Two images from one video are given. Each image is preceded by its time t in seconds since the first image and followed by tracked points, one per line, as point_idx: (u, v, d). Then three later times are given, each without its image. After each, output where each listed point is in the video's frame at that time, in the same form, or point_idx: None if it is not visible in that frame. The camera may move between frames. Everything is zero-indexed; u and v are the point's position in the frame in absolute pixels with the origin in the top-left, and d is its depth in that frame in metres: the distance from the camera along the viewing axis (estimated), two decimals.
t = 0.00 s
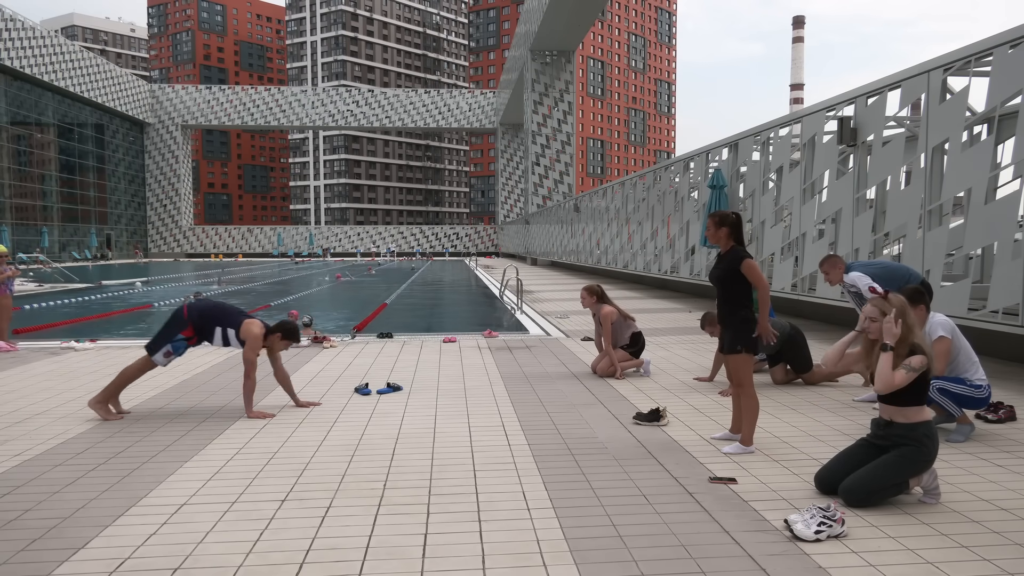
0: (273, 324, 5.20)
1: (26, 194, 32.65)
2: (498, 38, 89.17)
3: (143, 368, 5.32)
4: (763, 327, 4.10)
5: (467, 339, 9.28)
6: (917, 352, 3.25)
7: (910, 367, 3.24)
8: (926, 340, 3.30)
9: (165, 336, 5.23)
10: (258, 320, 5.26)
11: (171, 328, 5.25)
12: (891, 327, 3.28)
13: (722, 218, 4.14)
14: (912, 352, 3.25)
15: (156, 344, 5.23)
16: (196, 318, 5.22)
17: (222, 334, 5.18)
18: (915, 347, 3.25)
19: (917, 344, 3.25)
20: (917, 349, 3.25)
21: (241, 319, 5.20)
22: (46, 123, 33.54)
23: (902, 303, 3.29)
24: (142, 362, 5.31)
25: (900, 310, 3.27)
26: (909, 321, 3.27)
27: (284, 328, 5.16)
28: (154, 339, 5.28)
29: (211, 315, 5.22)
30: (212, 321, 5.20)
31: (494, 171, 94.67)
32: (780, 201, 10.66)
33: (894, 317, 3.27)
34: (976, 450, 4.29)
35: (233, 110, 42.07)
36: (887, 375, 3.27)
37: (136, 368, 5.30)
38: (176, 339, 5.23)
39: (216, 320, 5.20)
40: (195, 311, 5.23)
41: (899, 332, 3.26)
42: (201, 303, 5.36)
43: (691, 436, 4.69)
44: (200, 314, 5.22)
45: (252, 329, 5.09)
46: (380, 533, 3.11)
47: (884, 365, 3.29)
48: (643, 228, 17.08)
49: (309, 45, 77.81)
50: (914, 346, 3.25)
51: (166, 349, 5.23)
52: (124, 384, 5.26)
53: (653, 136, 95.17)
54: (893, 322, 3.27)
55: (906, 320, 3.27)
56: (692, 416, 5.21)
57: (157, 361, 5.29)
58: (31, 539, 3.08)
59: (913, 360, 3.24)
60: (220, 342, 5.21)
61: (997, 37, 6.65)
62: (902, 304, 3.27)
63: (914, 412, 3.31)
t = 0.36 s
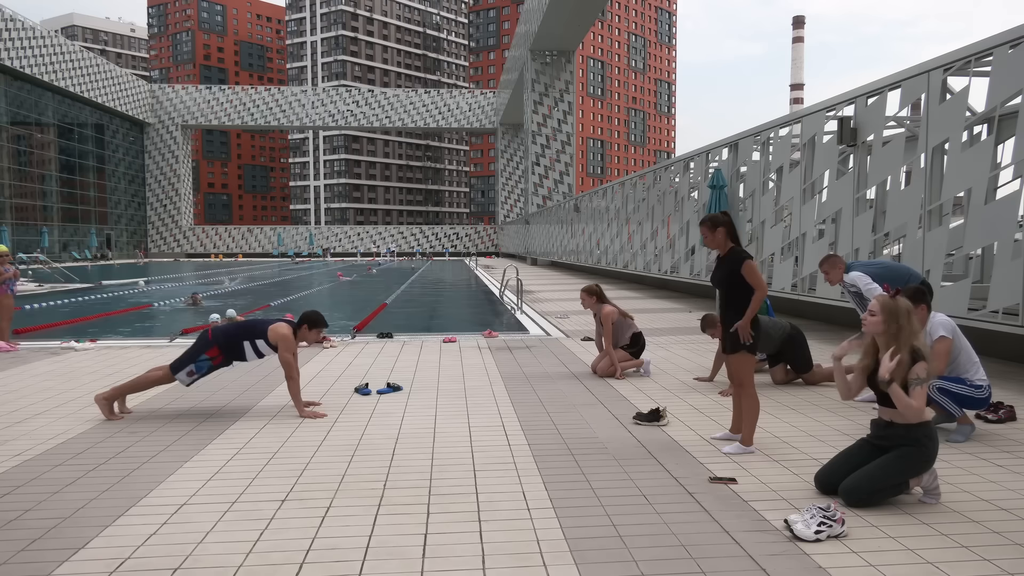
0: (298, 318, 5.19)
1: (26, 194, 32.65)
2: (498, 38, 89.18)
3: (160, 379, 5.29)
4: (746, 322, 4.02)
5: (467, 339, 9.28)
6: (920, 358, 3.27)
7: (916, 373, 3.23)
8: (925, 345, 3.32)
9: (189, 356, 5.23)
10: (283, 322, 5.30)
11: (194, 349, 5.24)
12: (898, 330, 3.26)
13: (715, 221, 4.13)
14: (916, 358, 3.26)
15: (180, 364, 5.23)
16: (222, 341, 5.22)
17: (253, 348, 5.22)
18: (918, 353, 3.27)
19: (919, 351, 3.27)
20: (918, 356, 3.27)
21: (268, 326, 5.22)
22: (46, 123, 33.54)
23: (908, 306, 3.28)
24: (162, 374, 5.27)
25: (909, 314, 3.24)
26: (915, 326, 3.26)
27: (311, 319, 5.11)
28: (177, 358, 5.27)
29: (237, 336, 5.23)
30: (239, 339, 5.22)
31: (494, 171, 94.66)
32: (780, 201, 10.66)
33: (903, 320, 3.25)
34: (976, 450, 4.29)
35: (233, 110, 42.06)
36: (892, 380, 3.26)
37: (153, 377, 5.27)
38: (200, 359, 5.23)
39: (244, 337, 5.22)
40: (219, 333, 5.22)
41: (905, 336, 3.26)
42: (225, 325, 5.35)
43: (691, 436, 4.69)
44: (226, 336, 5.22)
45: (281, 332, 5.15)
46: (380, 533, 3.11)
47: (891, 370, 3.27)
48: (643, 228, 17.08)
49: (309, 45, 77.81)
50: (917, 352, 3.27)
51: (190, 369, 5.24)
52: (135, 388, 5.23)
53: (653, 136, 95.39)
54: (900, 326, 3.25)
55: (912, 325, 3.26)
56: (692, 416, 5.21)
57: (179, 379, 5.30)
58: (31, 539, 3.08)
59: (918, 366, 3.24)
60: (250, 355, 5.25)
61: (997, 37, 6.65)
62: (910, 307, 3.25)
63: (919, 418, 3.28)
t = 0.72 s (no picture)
0: (300, 314, 5.20)
1: (26, 194, 32.66)
2: (498, 38, 89.17)
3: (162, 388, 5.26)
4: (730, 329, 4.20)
5: (468, 339, 9.28)
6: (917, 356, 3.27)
7: (914, 373, 3.23)
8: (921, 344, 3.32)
9: (196, 371, 5.21)
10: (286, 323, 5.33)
11: (201, 364, 5.23)
12: (890, 331, 3.27)
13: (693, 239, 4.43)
14: (911, 358, 3.25)
15: (186, 377, 5.22)
16: (230, 356, 5.21)
17: (260, 355, 5.24)
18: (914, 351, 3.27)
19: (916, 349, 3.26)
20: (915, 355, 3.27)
21: (273, 328, 5.25)
22: (46, 123, 33.54)
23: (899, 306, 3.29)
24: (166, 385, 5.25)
25: (900, 314, 3.25)
26: (907, 326, 3.26)
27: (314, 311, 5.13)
28: (182, 371, 5.25)
29: (244, 348, 5.23)
30: (245, 350, 5.23)
31: (494, 171, 94.64)
32: (780, 201, 10.66)
33: (895, 321, 3.25)
34: (976, 450, 4.29)
35: (233, 110, 42.04)
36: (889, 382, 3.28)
37: (155, 386, 5.25)
38: (206, 375, 5.22)
39: (251, 348, 5.24)
40: (226, 349, 5.21)
41: (897, 337, 3.26)
42: (231, 339, 5.34)
43: (691, 436, 4.69)
44: (234, 351, 5.22)
45: (285, 333, 5.17)
46: (380, 533, 3.11)
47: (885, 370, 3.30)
48: (643, 228, 17.08)
49: (309, 45, 77.76)
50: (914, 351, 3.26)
51: (196, 383, 5.23)
52: (135, 393, 5.22)
53: (653, 136, 95.45)
54: (892, 326, 3.25)
55: (904, 325, 3.26)
56: (692, 416, 5.21)
57: (184, 392, 5.28)
58: (31, 539, 3.08)
59: (914, 365, 3.23)
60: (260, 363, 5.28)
61: (997, 37, 6.65)
62: (901, 307, 3.25)
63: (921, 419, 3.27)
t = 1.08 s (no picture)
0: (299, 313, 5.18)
1: (26, 194, 32.66)
2: (498, 38, 89.15)
3: (166, 389, 5.25)
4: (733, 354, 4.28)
5: (467, 339, 9.28)
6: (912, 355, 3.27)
7: (909, 373, 3.23)
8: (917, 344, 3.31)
9: (198, 372, 5.21)
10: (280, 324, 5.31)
11: (204, 365, 5.23)
12: (882, 332, 3.27)
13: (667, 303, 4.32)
14: (907, 357, 3.25)
15: (188, 378, 5.22)
16: (231, 357, 5.21)
17: (260, 355, 5.25)
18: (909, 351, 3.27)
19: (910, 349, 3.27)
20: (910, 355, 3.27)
21: (270, 329, 5.25)
22: (46, 123, 33.54)
23: (891, 307, 3.29)
24: (169, 386, 5.25)
25: (892, 315, 3.25)
26: (901, 326, 3.26)
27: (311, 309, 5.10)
28: (185, 372, 5.25)
29: (244, 349, 5.23)
30: (247, 350, 5.23)
31: (494, 171, 94.60)
32: (780, 200, 10.67)
33: (887, 322, 3.25)
34: (976, 450, 4.29)
35: (233, 110, 42.04)
36: (883, 384, 3.30)
37: (158, 388, 5.25)
38: (208, 378, 5.22)
39: (251, 347, 5.24)
40: (229, 350, 5.21)
41: (890, 337, 3.26)
42: (232, 341, 5.34)
43: (691, 436, 4.69)
44: (235, 352, 5.22)
45: (284, 333, 5.16)
46: (380, 533, 3.11)
47: (879, 372, 3.29)
48: (643, 228, 17.08)
49: (309, 45, 77.73)
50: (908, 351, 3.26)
51: (198, 384, 5.22)
52: (138, 391, 5.22)
53: (653, 136, 95.56)
54: (885, 327, 3.26)
55: (897, 326, 3.26)
56: (691, 416, 5.21)
57: (186, 392, 5.27)
58: (31, 538, 3.08)
59: (909, 365, 3.23)
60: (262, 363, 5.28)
61: (997, 37, 6.65)
62: (893, 308, 3.26)
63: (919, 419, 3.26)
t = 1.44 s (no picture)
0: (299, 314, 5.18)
1: (26, 194, 32.67)
2: (498, 38, 89.15)
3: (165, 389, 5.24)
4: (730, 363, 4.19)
5: (467, 339, 9.29)
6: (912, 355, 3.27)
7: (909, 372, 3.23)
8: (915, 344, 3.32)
9: (198, 372, 5.21)
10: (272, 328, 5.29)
11: (204, 365, 5.23)
12: (881, 333, 3.27)
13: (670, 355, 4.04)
14: (905, 358, 3.26)
15: (188, 379, 5.21)
16: (231, 357, 5.21)
17: (260, 355, 5.26)
18: (908, 350, 3.27)
19: (909, 348, 3.27)
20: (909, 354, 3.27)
21: (269, 330, 5.24)
22: (46, 123, 33.54)
23: (889, 307, 3.29)
24: (170, 387, 5.25)
25: (889, 316, 3.25)
26: (899, 326, 3.26)
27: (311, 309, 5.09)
28: (186, 372, 5.25)
29: (244, 349, 5.23)
30: (247, 350, 5.23)
31: (494, 171, 94.57)
32: (780, 200, 10.67)
33: (885, 323, 3.25)
34: (977, 450, 4.29)
35: (233, 110, 42.02)
36: (882, 385, 3.30)
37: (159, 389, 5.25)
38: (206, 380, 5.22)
39: (251, 348, 5.24)
40: (229, 351, 5.21)
41: (888, 338, 3.26)
42: (232, 341, 5.34)
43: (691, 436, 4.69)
44: (235, 352, 5.22)
45: (283, 334, 5.16)
46: (380, 532, 3.11)
47: (878, 373, 3.30)
48: (643, 228, 17.08)
49: (309, 45, 77.71)
50: (908, 350, 3.27)
51: (198, 384, 5.22)
52: (136, 393, 5.22)
53: (653, 136, 95.62)
54: (884, 328, 3.25)
55: (896, 326, 3.26)
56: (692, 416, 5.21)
57: (186, 393, 5.27)
58: (31, 539, 3.08)
59: (909, 364, 3.23)
60: (264, 362, 5.29)
61: (997, 37, 6.65)
62: (891, 309, 3.26)
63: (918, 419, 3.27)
